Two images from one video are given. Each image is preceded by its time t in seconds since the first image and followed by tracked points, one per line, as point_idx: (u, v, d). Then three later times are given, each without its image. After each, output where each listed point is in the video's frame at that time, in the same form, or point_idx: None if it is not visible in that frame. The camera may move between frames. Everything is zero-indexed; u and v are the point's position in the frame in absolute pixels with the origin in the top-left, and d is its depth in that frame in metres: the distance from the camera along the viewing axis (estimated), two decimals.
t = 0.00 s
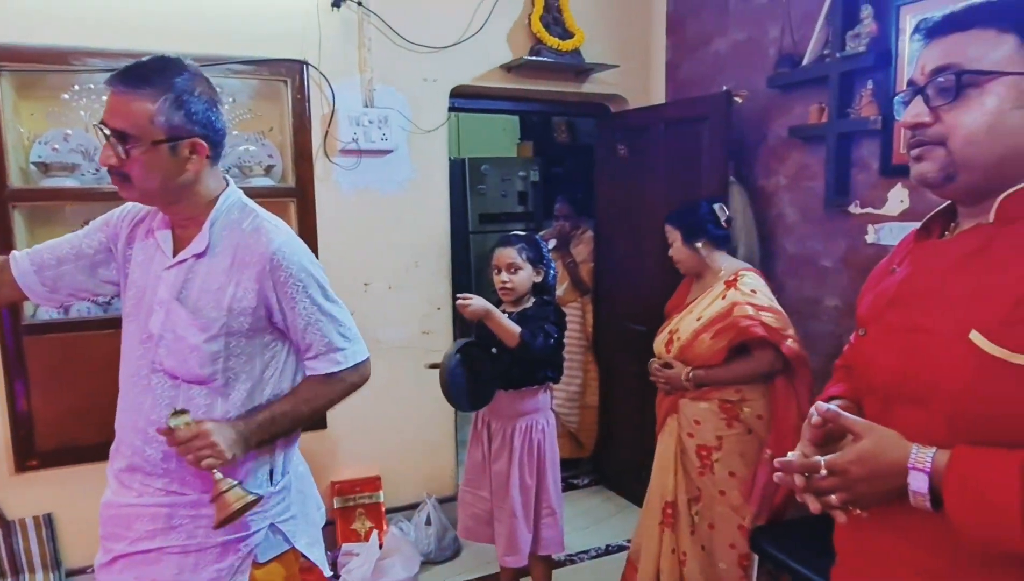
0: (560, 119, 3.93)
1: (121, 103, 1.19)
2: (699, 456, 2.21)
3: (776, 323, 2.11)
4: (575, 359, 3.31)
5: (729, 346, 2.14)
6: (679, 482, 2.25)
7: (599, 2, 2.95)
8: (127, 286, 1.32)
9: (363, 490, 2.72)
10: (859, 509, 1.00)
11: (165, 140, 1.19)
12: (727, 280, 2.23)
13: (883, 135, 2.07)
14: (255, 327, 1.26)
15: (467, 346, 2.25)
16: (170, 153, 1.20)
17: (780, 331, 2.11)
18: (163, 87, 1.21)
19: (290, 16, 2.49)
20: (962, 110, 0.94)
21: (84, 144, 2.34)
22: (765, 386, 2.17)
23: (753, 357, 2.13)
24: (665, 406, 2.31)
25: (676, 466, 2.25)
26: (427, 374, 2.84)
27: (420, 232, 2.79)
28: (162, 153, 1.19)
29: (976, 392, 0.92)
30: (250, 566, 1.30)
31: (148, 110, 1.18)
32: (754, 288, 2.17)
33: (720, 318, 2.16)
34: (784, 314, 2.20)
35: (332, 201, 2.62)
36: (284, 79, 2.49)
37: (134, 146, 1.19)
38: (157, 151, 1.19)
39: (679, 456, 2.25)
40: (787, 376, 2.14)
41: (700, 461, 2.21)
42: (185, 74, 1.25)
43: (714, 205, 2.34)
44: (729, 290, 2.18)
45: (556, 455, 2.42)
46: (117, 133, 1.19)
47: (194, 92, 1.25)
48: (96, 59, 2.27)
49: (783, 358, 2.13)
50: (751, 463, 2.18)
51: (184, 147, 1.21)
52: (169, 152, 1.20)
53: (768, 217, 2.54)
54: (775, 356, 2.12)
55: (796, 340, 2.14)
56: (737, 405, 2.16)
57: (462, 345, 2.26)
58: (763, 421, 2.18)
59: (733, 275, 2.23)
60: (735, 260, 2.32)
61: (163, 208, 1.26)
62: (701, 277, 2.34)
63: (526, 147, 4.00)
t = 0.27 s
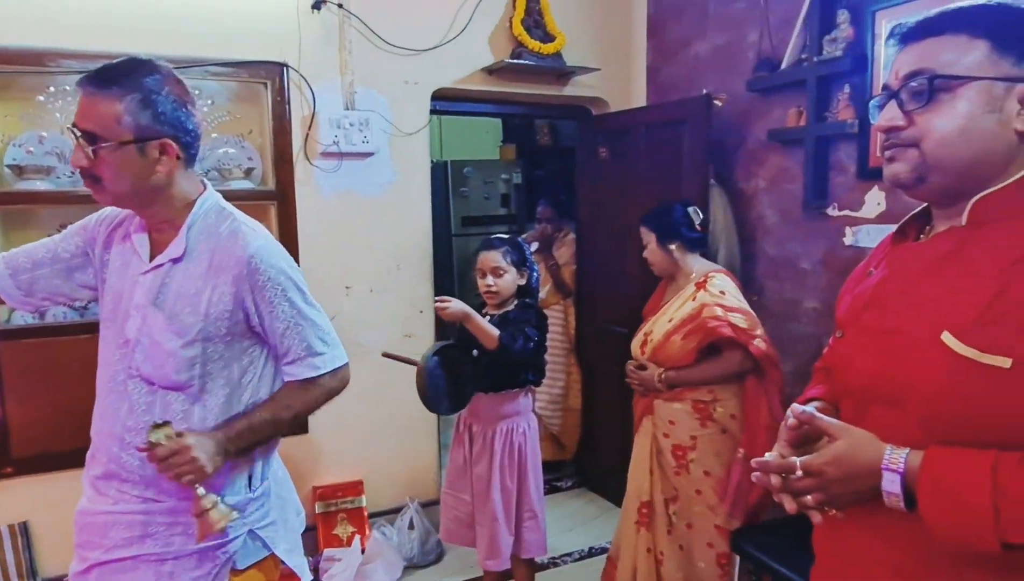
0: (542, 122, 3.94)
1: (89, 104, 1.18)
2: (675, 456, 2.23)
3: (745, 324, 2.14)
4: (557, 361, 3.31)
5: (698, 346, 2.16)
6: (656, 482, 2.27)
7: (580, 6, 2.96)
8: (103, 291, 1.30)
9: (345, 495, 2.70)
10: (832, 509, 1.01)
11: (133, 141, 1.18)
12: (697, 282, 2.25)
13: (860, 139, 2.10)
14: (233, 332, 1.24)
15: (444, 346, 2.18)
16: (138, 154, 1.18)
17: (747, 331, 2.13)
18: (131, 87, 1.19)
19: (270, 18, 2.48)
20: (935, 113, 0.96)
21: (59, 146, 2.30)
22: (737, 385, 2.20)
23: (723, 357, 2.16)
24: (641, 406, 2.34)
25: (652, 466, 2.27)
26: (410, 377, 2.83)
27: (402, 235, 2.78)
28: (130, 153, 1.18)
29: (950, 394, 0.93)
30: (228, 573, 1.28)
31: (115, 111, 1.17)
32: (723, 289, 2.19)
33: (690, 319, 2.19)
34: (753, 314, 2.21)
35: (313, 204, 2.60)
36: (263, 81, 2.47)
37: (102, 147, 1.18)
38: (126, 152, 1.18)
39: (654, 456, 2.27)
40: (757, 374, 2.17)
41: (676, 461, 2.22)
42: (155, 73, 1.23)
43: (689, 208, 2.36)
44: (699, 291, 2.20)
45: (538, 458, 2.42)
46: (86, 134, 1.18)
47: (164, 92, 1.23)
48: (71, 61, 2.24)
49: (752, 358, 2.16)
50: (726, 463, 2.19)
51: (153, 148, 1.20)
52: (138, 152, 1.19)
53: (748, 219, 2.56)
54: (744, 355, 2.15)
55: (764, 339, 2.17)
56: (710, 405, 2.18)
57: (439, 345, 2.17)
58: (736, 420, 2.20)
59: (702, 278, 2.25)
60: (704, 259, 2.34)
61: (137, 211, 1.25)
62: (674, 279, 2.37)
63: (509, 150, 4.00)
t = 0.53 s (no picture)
0: (524, 126, 3.95)
1: (59, 110, 1.16)
2: (652, 456, 2.24)
3: (717, 324, 2.16)
4: (540, 365, 3.32)
5: (672, 347, 2.18)
6: (634, 482, 2.29)
7: (561, 11, 2.97)
8: (81, 296, 1.29)
9: (327, 500, 2.68)
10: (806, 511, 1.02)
11: (104, 146, 1.16)
12: (671, 283, 2.26)
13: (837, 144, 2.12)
14: (212, 337, 1.23)
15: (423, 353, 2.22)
16: (111, 158, 1.17)
17: (718, 331, 2.16)
18: (99, 91, 1.17)
19: (250, 21, 2.46)
20: (906, 119, 0.97)
21: (35, 149, 2.26)
22: (711, 385, 2.22)
23: (697, 357, 2.18)
24: (618, 407, 2.35)
25: (630, 467, 2.29)
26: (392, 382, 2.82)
27: (384, 239, 2.77)
28: (101, 158, 1.16)
29: (922, 396, 0.94)
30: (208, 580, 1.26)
31: (84, 116, 1.15)
32: (695, 290, 2.20)
33: (665, 320, 2.21)
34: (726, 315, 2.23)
35: (294, 208, 2.59)
36: (243, 85, 2.45)
37: (73, 152, 1.16)
38: (97, 157, 1.16)
39: (631, 457, 2.29)
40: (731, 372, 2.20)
41: (654, 462, 2.24)
42: (125, 76, 1.21)
43: (668, 213, 2.38)
44: (672, 293, 2.22)
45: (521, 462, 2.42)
46: (57, 140, 1.17)
47: (135, 94, 1.20)
48: (47, 63, 2.21)
49: (724, 358, 2.18)
50: (703, 462, 2.21)
51: (126, 151, 1.18)
52: (109, 156, 1.17)
53: (728, 223, 2.58)
54: (716, 355, 2.18)
55: (736, 339, 2.20)
56: (685, 404, 2.19)
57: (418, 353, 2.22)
58: (711, 419, 2.21)
59: (676, 279, 2.26)
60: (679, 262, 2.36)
61: (111, 215, 1.23)
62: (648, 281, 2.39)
63: (491, 153, 4.01)
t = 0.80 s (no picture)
0: (510, 131, 3.96)
1: (34, 113, 1.16)
2: (635, 459, 2.25)
3: (702, 326, 2.17)
4: (526, 368, 3.32)
5: (656, 349, 2.19)
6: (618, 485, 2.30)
7: (546, 16, 2.99)
8: (65, 301, 1.28)
9: (312, 506, 2.67)
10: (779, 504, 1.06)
11: (73, 146, 1.14)
12: (654, 286, 2.27)
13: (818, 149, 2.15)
14: (195, 344, 1.22)
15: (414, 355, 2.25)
16: (80, 158, 1.14)
17: (703, 333, 2.17)
18: (69, 91, 1.16)
19: (233, 25, 2.45)
20: (877, 128, 1.00)
21: (14, 153, 2.23)
22: (694, 385, 2.23)
23: (681, 359, 2.19)
24: (603, 410, 2.36)
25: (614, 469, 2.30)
26: (377, 386, 2.82)
27: (369, 244, 2.77)
28: (73, 158, 1.14)
29: (895, 398, 0.97)
30: None
31: (52, 118, 1.14)
32: (679, 293, 2.22)
33: (649, 323, 2.21)
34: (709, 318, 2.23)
35: (278, 212, 2.58)
36: (227, 89, 2.45)
37: (46, 154, 1.15)
38: (68, 157, 1.14)
39: (614, 460, 2.30)
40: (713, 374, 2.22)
41: (637, 464, 2.25)
42: (99, 76, 1.19)
43: (655, 219, 2.39)
44: (656, 295, 2.23)
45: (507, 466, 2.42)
46: (33, 143, 1.16)
47: (107, 93, 1.18)
48: (27, 66, 2.19)
49: (709, 359, 2.20)
50: (684, 464, 2.23)
51: (96, 151, 1.15)
52: (80, 157, 1.15)
53: (711, 228, 2.61)
54: (700, 357, 2.19)
55: (719, 340, 2.21)
56: (670, 405, 2.20)
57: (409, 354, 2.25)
58: (693, 420, 2.24)
59: (659, 282, 2.28)
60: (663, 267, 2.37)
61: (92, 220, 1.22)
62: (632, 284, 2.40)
63: (477, 158, 4.02)
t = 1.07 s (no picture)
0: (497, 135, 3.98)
1: (14, 120, 1.15)
2: (623, 464, 2.26)
3: (697, 336, 2.19)
4: (513, 372, 3.32)
5: (651, 358, 2.20)
6: (603, 490, 2.30)
7: (532, 21, 3.00)
8: (49, 307, 1.27)
9: (298, 511, 2.65)
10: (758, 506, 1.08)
11: (52, 152, 1.13)
12: (649, 294, 2.27)
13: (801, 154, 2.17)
14: (178, 348, 1.21)
15: (400, 358, 2.21)
16: (59, 164, 1.14)
17: (698, 343, 2.18)
18: (47, 97, 1.15)
19: (218, 28, 2.44)
20: (849, 136, 1.03)
21: None
22: (685, 392, 2.25)
23: (673, 367, 2.20)
24: (590, 416, 2.37)
25: (600, 474, 2.31)
26: (364, 391, 2.81)
27: (355, 248, 2.76)
28: (52, 165, 1.14)
29: (870, 399, 1.00)
30: None
31: (31, 124, 1.13)
32: (675, 302, 2.24)
33: (644, 330, 2.21)
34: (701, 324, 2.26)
35: (263, 217, 2.57)
36: (211, 93, 2.44)
37: (26, 161, 1.15)
38: (46, 164, 1.13)
39: (601, 465, 2.31)
40: (704, 384, 2.23)
41: (623, 469, 2.25)
42: (78, 81, 1.18)
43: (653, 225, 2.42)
44: (652, 303, 2.24)
45: (495, 470, 2.42)
46: (14, 151, 1.16)
47: (85, 97, 1.17)
48: (8, 70, 2.17)
49: (700, 367, 2.22)
50: (671, 470, 2.24)
51: (75, 157, 1.14)
52: (58, 163, 1.14)
53: (697, 232, 2.62)
54: (692, 364, 2.21)
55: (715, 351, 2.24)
56: (659, 411, 2.21)
57: (393, 356, 2.22)
58: (681, 426, 2.25)
59: (655, 290, 2.28)
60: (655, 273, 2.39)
61: (74, 224, 1.22)
62: (625, 288, 2.40)
63: (464, 162, 4.03)
